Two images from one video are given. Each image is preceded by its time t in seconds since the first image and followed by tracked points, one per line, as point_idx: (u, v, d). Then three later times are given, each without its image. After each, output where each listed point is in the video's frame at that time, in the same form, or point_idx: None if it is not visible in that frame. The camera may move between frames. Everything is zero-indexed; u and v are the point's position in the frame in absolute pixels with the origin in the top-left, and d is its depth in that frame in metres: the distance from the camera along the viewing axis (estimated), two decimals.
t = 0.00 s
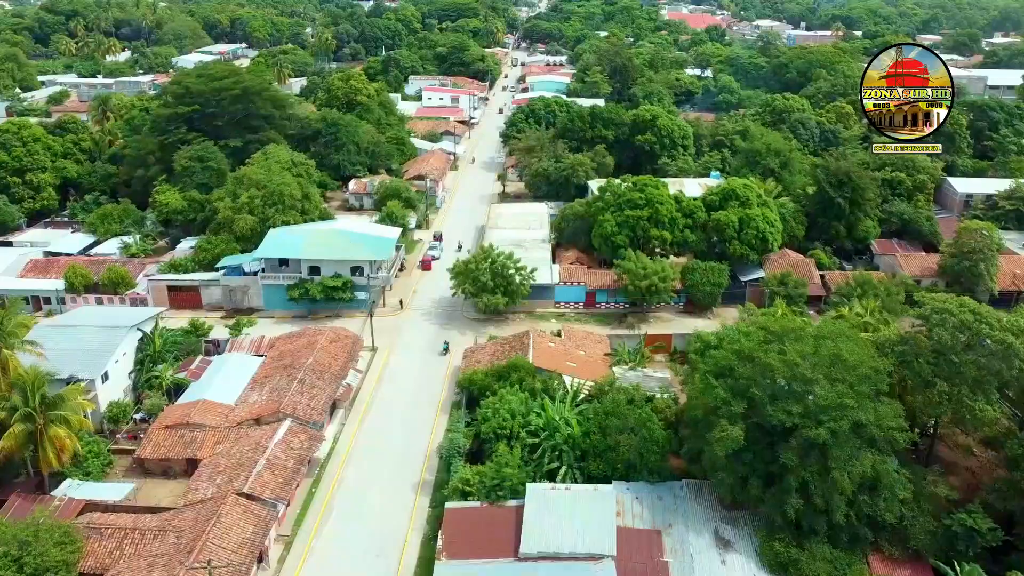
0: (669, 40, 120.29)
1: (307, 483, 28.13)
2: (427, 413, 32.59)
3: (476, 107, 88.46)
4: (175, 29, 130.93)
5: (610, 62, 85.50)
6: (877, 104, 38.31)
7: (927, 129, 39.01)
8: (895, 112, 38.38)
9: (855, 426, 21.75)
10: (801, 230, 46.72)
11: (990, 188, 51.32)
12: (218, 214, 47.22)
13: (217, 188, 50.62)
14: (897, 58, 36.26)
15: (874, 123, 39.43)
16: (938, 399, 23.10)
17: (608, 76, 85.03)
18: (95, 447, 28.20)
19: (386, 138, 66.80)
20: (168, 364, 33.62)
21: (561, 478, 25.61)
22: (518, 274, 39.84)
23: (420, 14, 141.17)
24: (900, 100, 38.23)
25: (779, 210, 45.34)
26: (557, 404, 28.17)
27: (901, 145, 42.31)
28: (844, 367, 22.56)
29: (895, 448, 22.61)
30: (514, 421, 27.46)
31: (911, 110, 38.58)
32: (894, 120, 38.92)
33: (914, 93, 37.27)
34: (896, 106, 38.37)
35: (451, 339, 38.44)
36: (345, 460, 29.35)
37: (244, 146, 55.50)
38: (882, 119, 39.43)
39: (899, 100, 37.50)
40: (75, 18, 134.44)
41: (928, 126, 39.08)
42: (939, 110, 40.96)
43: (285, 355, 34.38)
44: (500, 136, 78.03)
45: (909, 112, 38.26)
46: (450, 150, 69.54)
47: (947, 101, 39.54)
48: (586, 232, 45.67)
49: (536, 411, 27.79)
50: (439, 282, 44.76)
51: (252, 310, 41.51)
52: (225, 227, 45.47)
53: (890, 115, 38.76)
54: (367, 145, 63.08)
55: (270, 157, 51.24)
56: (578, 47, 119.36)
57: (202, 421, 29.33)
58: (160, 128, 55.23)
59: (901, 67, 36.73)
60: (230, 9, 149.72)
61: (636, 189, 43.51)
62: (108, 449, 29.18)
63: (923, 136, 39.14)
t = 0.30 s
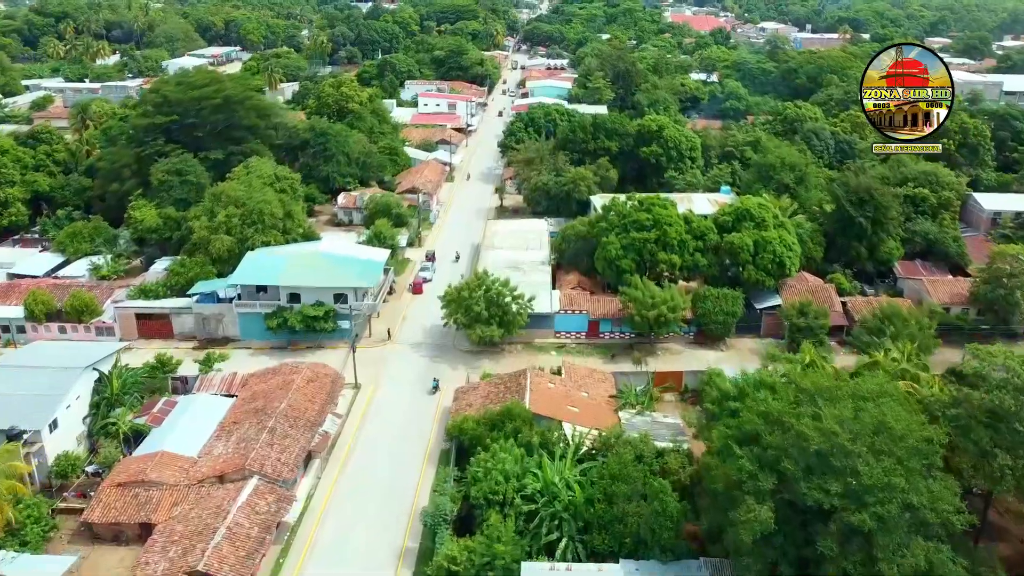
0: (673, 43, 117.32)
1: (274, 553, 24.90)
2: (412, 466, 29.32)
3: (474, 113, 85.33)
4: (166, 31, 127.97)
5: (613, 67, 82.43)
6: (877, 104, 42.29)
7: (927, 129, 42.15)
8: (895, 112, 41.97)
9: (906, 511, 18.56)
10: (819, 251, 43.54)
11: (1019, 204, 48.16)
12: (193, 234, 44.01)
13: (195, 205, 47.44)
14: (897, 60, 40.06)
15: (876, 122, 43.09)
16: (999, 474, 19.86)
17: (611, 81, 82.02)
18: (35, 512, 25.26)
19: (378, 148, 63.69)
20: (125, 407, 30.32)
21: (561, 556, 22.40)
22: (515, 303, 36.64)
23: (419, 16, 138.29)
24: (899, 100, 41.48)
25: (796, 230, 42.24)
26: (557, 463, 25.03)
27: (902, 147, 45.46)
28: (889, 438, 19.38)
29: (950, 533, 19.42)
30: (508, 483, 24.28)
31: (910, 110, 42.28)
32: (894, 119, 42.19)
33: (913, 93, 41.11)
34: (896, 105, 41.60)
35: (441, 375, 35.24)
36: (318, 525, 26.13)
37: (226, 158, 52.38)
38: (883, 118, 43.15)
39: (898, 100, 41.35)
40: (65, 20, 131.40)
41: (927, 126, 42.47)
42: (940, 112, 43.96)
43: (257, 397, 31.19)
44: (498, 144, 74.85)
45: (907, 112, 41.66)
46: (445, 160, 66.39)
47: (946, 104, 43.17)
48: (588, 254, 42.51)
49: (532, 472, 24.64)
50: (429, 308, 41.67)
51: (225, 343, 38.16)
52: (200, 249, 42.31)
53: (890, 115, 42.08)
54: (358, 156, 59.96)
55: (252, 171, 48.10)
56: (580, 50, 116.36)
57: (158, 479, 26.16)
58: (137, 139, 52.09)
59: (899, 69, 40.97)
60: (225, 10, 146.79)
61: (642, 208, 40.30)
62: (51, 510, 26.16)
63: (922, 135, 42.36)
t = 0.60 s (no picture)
0: (677, 45, 114.09)
1: None
2: (394, 529, 26.13)
3: (472, 120, 82.13)
4: (158, 33, 124.95)
5: (615, 71, 79.20)
6: (878, 103, 40.71)
7: (926, 130, 40.75)
8: (895, 111, 40.40)
9: None
10: (839, 276, 40.36)
11: None
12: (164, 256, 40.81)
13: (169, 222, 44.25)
14: (897, 58, 38.08)
15: (876, 122, 41.53)
16: None
17: (614, 86, 78.86)
18: None
19: (369, 158, 60.55)
20: (75, 460, 27.31)
21: None
22: (509, 335, 33.43)
23: (417, 18, 135.23)
24: (900, 100, 39.88)
25: (815, 254, 39.10)
26: (556, 538, 21.87)
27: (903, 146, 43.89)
28: (952, 533, 16.20)
29: None
30: (498, 563, 21.09)
31: (911, 109, 40.68)
32: (894, 119, 40.58)
33: (913, 93, 39.53)
34: (896, 105, 39.98)
35: (428, 417, 31.99)
36: None
37: (205, 171, 49.23)
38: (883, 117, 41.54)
39: (898, 99, 39.81)
40: (54, 22, 128.35)
41: (928, 126, 40.88)
42: (939, 111, 42.55)
43: (222, 447, 27.98)
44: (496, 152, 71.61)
45: (908, 112, 40.10)
46: (440, 171, 63.18)
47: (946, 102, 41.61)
48: (590, 279, 39.30)
49: (527, 549, 21.47)
50: (418, 337, 38.48)
51: (196, 378, 35.03)
52: (171, 272, 39.15)
53: (890, 115, 40.46)
54: (347, 167, 56.77)
55: (230, 186, 44.95)
56: (581, 53, 113.18)
57: (102, 551, 22.95)
58: (110, 151, 48.92)
59: (899, 69, 39.37)
60: (219, 12, 143.69)
61: (648, 230, 36.99)
62: None
63: (922, 135, 41.00)
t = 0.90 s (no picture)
0: (681, 49, 110.84)
1: None
2: None
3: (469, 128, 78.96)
4: (149, 36, 121.84)
5: (618, 77, 76.02)
6: (877, 102, 37.89)
7: (926, 129, 38.39)
8: (895, 111, 37.65)
9: None
10: (864, 304, 37.16)
11: None
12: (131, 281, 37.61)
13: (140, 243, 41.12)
14: (897, 60, 34.86)
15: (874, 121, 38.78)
16: None
17: (617, 92, 75.68)
18: None
19: (360, 170, 57.38)
20: (7, 527, 23.89)
21: None
22: (503, 377, 30.28)
23: (415, 20, 132.11)
24: (899, 99, 37.15)
25: (838, 284, 35.96)
26: None
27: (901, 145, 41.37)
28: None
29: None
30: None
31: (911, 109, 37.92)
32: (894, 120, 37.95)
33: (914, 93, 36.64)
34: (896, 105, 37.36)
35: (412, 470, 28.79)
36: None
37: (181, 186, 46.08)
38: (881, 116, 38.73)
39: (898, 99, 36.96)
40: (43, 24, 125.19)
41: (926, 126, 38.42)
42: (939, 111, 40.09)
43: (178, 510, 24.84)
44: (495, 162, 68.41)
45: (908, 112, 37.57)
46: (434, 183, 60.01)
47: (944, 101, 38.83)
48: (594, 309, 36.08)
49: None
50: (404, 372, 35.29)
51: (158, 421, 31.80)
52: (137, 300, 36.04)
53: (890, 115, 37.81)
54: (335, 180, 53.58)
55: (206, 204, 41.82)
56: (583, 57, 109.96)
57: None
58: (80, 165, 45.77)
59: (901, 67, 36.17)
60: (213, 13, 140.57)
61: (657, 256, 33.99)
62: None
63: (922, 135, 38.50)
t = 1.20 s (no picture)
0: (686, 51, 107.71)
1: None
2: None
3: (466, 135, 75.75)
4: (139, 38, 118.55)
5: (621, 82, 72.83)
6: (876, 103, 34.89)
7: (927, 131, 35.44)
8: (896, 113, 34.75)
9: None
10: (893, 337, 34.01)
11: None
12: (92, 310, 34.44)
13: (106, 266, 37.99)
14: (897, 60, 31.91)
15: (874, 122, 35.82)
16: None
17: (620, 98, 72.56)
18: None
19: (349, 182, 54.25)
20: None
21: None
22: (496, 427, 27.08)
23: (412, 21, 128.91)
24: (899, 100, 34.21)
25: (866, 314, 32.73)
26: None
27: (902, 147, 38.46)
28: None
29: None
30: None
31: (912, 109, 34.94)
32: (893, 120, 35.02)
33: (914, 94, 33.69)
34: (895, 105, 34.46)
35: (394, 535, 25.56)
36: None
37: (153, 203, 42.99)
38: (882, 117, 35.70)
39: (898, 99, 34.06)
40: (31, 25, 121.94)
41: (927, 126, 35.47)
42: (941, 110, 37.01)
43: None
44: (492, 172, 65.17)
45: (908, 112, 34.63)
46: (427, 196, 56.80)
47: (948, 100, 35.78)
48: (598, 344, 32.85)
49: None
50: (388, 414, 32.06)
51: (114, 472, 28.61)
52: (97, 332, 32.96)
53: (890, 116, 34.86)
54: (322, 194, 50.45)
55: (177, 224, 38.72)
56: (585, 60, 106.77)
57: None
58: (44, 180, 42.58)
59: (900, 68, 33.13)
60: (207, 15, 137.33)
61: (668, 287, 30.79)
62: None
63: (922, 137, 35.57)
